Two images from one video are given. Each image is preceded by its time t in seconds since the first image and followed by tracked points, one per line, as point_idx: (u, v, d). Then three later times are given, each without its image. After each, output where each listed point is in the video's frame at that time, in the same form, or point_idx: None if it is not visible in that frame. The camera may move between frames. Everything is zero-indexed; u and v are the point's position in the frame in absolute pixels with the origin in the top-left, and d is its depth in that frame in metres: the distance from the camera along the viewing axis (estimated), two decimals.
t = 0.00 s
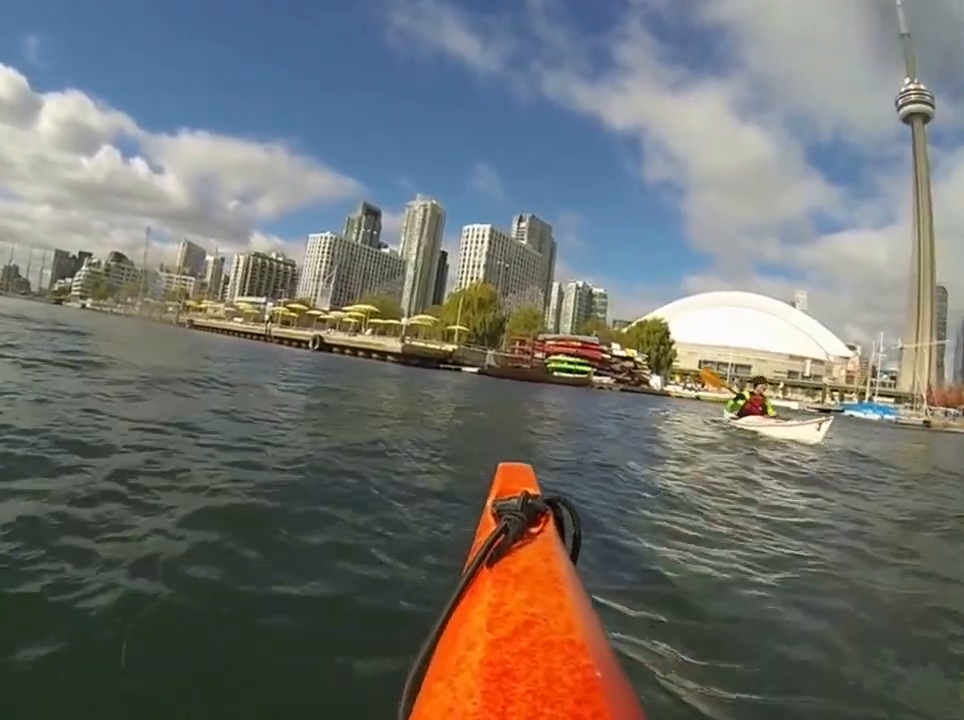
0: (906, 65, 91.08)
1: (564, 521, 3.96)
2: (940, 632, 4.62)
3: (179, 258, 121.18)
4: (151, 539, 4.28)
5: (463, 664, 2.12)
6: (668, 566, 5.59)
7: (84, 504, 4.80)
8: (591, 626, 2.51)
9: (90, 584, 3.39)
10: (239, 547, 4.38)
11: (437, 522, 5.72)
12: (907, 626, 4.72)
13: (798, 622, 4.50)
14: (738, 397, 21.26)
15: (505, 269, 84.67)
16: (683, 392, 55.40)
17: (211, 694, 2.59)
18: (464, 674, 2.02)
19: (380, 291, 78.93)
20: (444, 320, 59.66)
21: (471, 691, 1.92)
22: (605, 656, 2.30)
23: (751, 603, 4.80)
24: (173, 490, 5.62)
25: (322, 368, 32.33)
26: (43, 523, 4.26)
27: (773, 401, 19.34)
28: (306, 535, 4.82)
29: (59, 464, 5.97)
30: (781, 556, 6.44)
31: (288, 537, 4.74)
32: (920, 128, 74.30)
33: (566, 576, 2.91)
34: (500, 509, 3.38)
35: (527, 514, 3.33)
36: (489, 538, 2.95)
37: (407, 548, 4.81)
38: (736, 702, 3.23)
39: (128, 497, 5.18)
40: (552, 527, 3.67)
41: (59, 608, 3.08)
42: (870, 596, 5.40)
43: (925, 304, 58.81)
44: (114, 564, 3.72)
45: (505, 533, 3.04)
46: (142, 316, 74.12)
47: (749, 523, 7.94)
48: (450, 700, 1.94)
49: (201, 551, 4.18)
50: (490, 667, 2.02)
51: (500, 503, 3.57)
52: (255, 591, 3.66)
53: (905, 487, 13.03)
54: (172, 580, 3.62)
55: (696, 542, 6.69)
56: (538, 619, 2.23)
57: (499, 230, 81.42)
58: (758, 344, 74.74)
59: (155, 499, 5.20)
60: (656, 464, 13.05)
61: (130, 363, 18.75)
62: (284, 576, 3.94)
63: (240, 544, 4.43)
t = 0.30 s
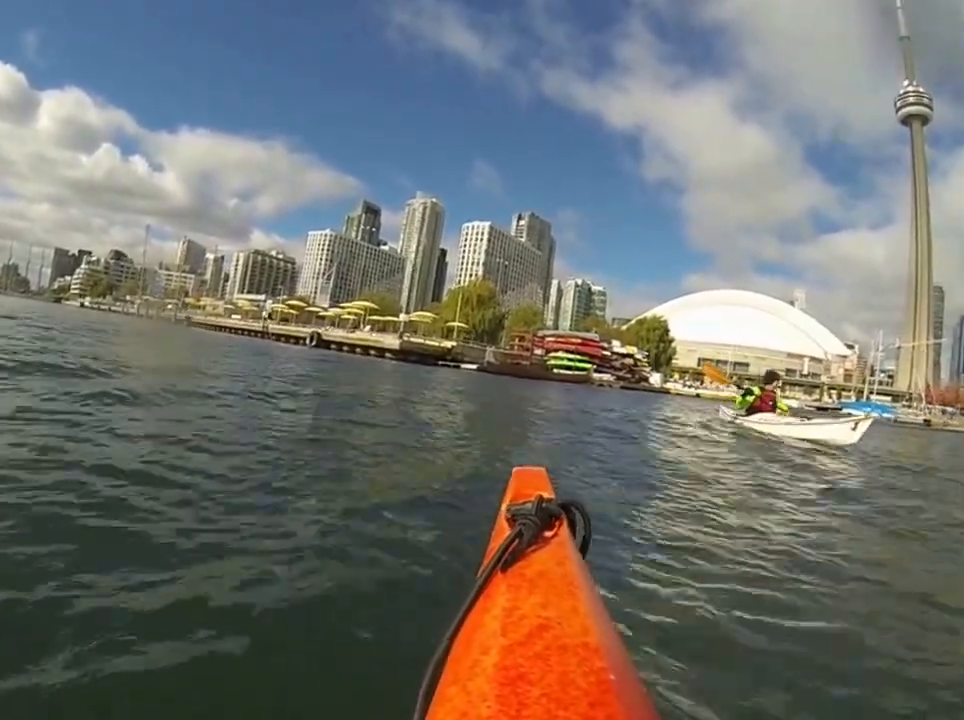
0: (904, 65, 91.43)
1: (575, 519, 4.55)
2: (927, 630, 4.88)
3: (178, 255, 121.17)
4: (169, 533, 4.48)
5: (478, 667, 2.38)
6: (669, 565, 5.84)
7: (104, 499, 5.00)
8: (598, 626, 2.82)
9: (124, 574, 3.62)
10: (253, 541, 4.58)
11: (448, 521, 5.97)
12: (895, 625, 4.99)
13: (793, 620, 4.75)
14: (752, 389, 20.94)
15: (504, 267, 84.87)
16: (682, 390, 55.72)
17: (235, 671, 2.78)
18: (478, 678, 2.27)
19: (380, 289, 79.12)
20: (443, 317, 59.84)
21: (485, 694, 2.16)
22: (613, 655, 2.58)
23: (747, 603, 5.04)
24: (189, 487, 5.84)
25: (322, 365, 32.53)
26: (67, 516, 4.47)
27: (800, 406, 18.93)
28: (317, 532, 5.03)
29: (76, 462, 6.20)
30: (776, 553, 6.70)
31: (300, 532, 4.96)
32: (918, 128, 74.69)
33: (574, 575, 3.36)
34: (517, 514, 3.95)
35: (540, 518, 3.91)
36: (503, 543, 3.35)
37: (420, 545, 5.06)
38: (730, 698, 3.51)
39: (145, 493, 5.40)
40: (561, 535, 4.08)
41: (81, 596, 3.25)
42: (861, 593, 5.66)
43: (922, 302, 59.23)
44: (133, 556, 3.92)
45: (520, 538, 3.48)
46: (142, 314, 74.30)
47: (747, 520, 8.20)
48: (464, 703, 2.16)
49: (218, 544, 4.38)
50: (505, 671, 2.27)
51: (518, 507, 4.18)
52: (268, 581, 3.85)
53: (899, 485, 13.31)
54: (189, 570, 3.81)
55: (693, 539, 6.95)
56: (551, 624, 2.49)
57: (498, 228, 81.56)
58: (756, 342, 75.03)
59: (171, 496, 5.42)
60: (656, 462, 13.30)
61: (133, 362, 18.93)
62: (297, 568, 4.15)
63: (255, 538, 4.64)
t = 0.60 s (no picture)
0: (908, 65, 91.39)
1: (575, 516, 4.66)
2: (922, 628, 4.94)
3: (183, 255, 121.51)
4: (170, 537, 4.56)
5: (477, 661, 2.48)
6: (667, 565, 5.89)
7: (106, 503, 5.09)
8: (595, 619, 2.92)
9: (133, 579, 3.70)
10: (252, 544, 4.66)
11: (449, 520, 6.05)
12: (891, 623, 5.06)
13: (789, 619, 4.81)
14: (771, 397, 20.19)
15: (507, 266, 84.91)
16: (685, 389, 55.65)
17: (231, 676, 2.85)
18: (477, 672, 2.37)
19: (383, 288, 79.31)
20: (446, 316, 59.98)
21: (483, 689, 2.26)
22: (610, 648, 2.68)
23: (743, 602, 5.11)
24: (190, 488, 5.93)
25: (325, 366, 32.64)
26: (70, 519, 4.55)
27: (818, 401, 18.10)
28: (316, 533, 5.11)
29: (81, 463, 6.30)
30: (776, 554, 6.74)
31: (299, 534, 5.04)
32: (921, 128, 74.67)
33: (573, 566, 3.46)
34: (517, 509, 4.04)
35: (541, 512, 4.03)
36: (502, 537, 3.44)
37: (419, 544, 5.14)
38: (725, 692, 3.59)
39: (146, 496, 5.48)
40: (560, 528, 4.18)
41: (91, 601, 3.35)
42: (859, 593, 5.71)
43: (926, 301, 59.11)
44: (132, 559, 4.00)
45: (519, 532, 3.56)
46: (145, 313, 74.56)
47: (747, 521, 8.24)
48: (462, 697, 2.26)
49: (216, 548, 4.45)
50: (503, 666, 2.37)
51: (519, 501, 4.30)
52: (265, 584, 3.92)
53: (902, 485, 13.29)
54: (187, 575, 3.88)
55: (693, 540, 7.01)
56: (548, 618, 2.59)
57: (502, 227, 81.64)
58: (759, 342, 74.88)
59: (172, 498, 5.49)
60: (658, 463, 13.33)
61: (138, 362, 19.08)
62: (293, 570, 4.22)
63: (253, 541, 4.71)
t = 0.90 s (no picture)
0: (912, 66, 91.48)
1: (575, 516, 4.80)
2: (919, 625, 5.07)
3: (188, 254, 122.12)
4: (176, 534, 4.68)
5: (484, 659, 2.59)
6: (668, 565, 6.00)
7: (115, 498, 5.24)
8: (597, 616, 3.07)
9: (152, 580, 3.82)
10: (256, 544, 4.75)
11: (453, 522, 6.17)
12: (890, 621, 5.17)
13: (787, 619, 4.92)
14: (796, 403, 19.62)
15: (511, 266, 85.09)
16: (690, 390, 55.69)
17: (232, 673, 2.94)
18: (484, 670, 2.48)
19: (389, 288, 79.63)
20: (451, 316, 60.19)
21: (489, 686, 2.36)
22: (612, 646, 2.79)
23: (743, 600, 5.22)
24: (197, 486, 6.05)
25: (331, 365, 32.87)
26: (80, 516, 4.67)
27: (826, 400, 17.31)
28: (320, 533, 5.24)
29: (90, 459, 6.45)
30: (776, 553, 6.86)
31: (302, 534, 5.17)
32: (925, 130, 74.81)
33: (572, 564, 3.63)
34: (517, 508, 4.18)
35: (540, 511, 4.20)
36: (503, 536, 3.61)
37: (423, 545, 5.29)
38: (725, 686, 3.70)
39: (154, 493, 5.60)
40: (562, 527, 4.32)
41: (110, 601, 3.45)
42: (857, 592, 5.82)
43: (929, 302, 59.18)
44: (144, 558, 4.09)
45: (520, 531, 3.70)
46: (152, 312, 74.93)
47: (749, 521, 8.33)
48: (471, 693, 2.36)
49: (220, 546, 4.55)
50: (509, 664, 2.47)
51: (519, 500, 4.44)
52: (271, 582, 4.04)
53: (904, 482, 13.37)
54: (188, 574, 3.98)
55: (693, 540, 7.13)
56: (554, 617, 2.71)
57: (507, 228, 81.82)
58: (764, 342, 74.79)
59: (179, 495, 5.63)
60: (662, 465, 13.40)
61: (147, 361, 19.25)
62: (295, 569, 4.33)
63: (256, 540, 4.81)
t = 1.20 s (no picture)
0: (921, 69, 91.30)
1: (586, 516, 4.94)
2: (920, 620, 5.19)
3: (197, 255, 123.01)
4: (196, 528, 4.84)
5: (495, 662, 2.74)
6: (675, 563, 6.13)
7: (135, 493, 5.39)
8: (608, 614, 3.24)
9: (177, 569, 3.98)
10: (274, 537, 4.91)
11: (465, 522, 6.32)
12: (893, 615, 5.29)
13: (792, 612, 5.03)
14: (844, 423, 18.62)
15: (519, 268, 85.22)
16: (699, 393, 55.56)
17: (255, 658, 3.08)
18: (495, 674, 2.62)
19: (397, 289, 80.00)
20: (458, 318, 60.48)
21: (502, 690, 2.50)
22: (623, 643, 2.94)
23: (749, 595, 5.34)
24: (215, 484, 6.22)
25: (338, 367, 33.17)
26: (101, 510, 4.83)
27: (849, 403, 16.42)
28: (335, 528, 5.39)
29: (111, 455, 6.64)
30: (781, 551, 6.97)
31: (319, 528, 5.32)
32: (934, 133, 74.60)
33: (583, 564, 3.80)
34: (529, 510, 4.37)
35: (551, 514, 4.35)
36: (515, 539, 3.78)
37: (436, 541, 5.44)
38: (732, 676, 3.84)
39: (174, 488, 5.77)
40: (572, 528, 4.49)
41: (137, 587, 3.63)
42: (861, 587, 5.94)
43: (937, 306, 59.09)
44: (170, 550, 4.26)
45: (531, 536, 3.89)
46: (161, 313, 75.47)
47: (756, 522, 8.44)
48: (482, 699, 2.51)
49: (239, 540, 4.71)
50: (521, 667, 2.62)
51: (531, 501, 4.62)
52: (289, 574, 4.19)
53: (909, 483, 13.45)
54: (211, 564, 4.14)
55: (699, 540, 7.25)
56: (564, 619, 2.87)
57: (514, 230, 82.02)
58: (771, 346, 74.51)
59: (197, 491, 5.80)
60: (668, 467, 13.49)
61: (157, 363, 19.50)
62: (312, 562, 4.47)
63: (274, 534, 4.96)
